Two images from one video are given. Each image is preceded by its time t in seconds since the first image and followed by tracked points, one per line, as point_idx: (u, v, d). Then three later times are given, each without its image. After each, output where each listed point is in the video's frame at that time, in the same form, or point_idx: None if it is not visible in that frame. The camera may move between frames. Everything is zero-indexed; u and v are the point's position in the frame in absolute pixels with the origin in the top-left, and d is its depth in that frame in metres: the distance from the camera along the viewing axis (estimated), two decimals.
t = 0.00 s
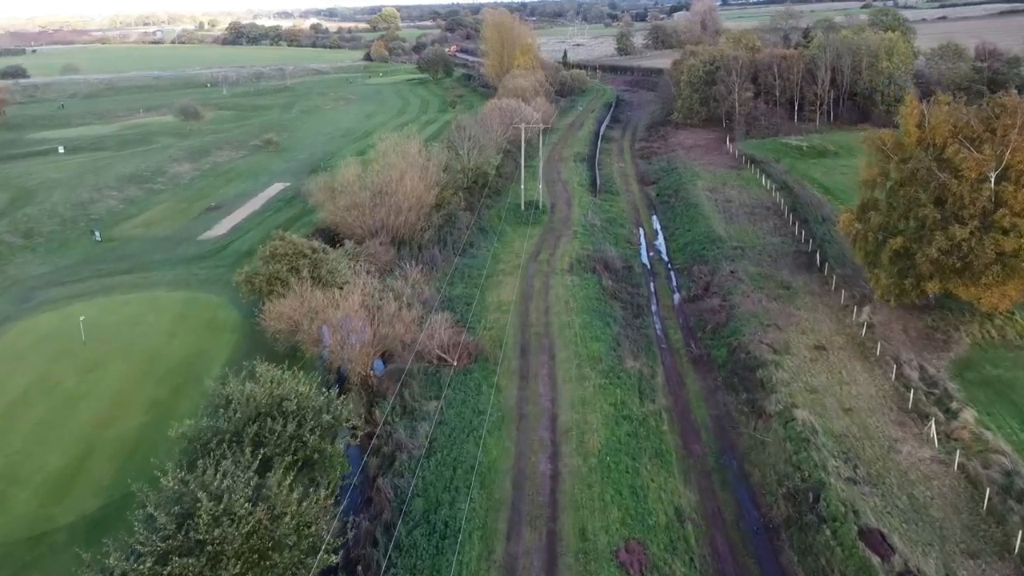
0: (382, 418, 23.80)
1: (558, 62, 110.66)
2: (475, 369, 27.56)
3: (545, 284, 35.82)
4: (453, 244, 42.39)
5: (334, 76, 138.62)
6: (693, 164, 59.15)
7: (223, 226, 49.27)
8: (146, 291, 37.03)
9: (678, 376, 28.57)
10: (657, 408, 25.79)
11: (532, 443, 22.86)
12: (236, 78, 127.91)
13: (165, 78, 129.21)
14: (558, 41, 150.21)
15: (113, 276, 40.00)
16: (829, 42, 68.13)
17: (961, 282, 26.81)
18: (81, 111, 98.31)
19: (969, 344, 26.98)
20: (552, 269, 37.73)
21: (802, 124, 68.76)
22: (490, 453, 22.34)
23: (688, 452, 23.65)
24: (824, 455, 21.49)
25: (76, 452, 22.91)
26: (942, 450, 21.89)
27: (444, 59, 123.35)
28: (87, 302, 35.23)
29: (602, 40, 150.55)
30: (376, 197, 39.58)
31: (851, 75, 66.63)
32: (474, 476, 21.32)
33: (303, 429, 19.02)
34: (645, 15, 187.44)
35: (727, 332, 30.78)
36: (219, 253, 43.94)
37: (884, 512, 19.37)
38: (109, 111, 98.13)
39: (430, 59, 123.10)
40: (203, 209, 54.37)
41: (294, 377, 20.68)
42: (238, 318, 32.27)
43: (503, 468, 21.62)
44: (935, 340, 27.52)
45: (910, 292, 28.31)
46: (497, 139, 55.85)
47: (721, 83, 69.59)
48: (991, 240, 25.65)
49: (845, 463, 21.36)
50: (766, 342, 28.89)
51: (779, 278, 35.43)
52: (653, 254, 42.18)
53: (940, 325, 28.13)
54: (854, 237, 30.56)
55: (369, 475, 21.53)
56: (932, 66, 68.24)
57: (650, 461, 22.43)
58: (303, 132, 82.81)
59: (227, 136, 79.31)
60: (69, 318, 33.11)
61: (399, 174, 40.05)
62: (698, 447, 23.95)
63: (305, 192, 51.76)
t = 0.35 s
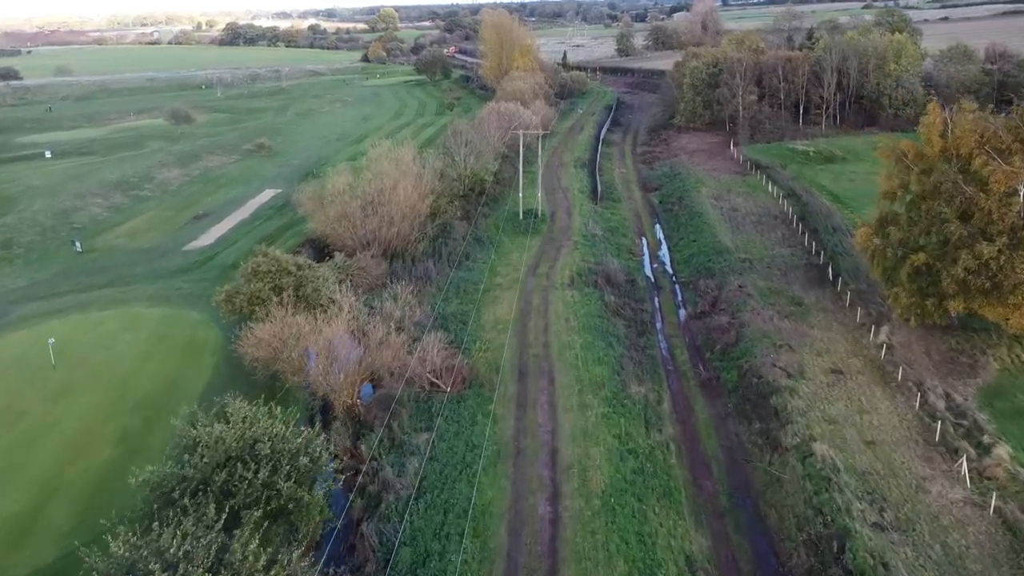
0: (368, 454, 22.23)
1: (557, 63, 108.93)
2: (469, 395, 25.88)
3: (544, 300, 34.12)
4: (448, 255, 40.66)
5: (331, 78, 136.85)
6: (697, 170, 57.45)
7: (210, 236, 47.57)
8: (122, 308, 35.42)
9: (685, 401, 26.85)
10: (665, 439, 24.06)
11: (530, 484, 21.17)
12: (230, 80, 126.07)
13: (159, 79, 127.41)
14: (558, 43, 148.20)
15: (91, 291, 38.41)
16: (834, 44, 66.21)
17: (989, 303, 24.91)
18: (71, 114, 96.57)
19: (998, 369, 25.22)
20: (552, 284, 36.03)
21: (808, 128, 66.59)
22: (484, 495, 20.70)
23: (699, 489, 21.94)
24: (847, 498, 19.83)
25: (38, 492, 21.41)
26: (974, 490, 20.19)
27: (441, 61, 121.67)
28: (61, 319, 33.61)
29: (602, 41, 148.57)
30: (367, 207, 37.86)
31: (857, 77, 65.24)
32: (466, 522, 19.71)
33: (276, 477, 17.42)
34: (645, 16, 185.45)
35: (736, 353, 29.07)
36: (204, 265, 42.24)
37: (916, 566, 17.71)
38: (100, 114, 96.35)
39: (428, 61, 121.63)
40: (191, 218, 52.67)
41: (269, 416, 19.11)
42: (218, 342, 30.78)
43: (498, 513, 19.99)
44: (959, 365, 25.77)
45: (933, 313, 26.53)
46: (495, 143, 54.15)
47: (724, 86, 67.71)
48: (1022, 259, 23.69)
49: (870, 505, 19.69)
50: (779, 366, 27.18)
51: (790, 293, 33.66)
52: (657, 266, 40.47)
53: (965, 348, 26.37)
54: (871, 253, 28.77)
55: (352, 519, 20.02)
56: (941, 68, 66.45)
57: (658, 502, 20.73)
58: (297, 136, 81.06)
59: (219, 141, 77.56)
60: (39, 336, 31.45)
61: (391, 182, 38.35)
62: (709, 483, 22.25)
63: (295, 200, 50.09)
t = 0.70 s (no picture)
0: (347, 492, 20.71)
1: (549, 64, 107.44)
2: (456, 423, 24.26)
3: (536, 315, 32.54)
4: (436, 266, 39.03)
5: (319, 79, 134.86)
6: (692, 175, 56.03)
7: (189, 247, 45.66)
8: (93, 325, 33.58)
9: (685, 427, 25.34)
10: (665, 471, 22.55)
11: (521, 525, 19.62)
12: (217, 81, 123.87)
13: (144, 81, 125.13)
14: (549, 43, 146.66)
15: (60, 307, 36.60)
16: (831, 45, 65.03)
17: (1008, 323, 23.40)
18: (51, 116, 94.34)
19: (1017, 392, 23.76)
20: (544, 298, 34.47)
21: (804, 131, 65.55)
22: (471, 540, 19.16)
23: (703, 527, 20.43)
24: (864, 540, 18.35)
25: None
26: (1000, 531, 18.73)
27: (431, 62, 120.00)
28: (26, 339, 31.83)
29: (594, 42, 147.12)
30: (350, 217, 36.12)
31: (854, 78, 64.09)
32: (451, 571, 18.18)
33: (239, 529, 15.80)
34: (635, 16, 184.20)
35: (738, 373, 27.58)
36: (182, 279, 40.39)
37: None
38: (81, 117, 94.09)
39: (418, 62, 119.98)
40: (170, 227, 50.74)
41: (233, 458, 17.43)
42: (190, 361, 28.93)
43: (485, 560, 18.47)
44: (975, 388, 24.30)
45: (947, 332, 25.03)
46: (485, 148, 52.55)
47: (720, 88, 66.44)
48: None
49: (889, 548, 18.23)
50: (784, 388, 25.69)
51: (793, 308, 32.20)
52: (653, 278, 38.97)
53: (982, 369, 24.89)
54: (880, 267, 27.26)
55: (328, 566, 18.44)
56: (939, 70, 65.15)
57: (658, 544, 19.25)
58: (282, 140, 79.07)
59: (202, 145, 75.51)
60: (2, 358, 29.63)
61: (376, 191, 36.68)
62: (714, 520, 20.75)
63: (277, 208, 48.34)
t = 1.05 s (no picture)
0: (320, 543, 18.84)
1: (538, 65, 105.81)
2: (440, 458, 22.48)
3: (526, 334, 30.82)
4: (421, 280, 37.21)
5: (306, 80, 132.60)
6: (686, 180, 54.51)
7: (163, 259, 43.63)
8: (56, 347, 31.61)
9: (685, 458, 23.74)
10: (666, 511, 20.97)
11: None
12: (201, 83, 121.34)
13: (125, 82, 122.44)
14: (538, 43, 145.05)
15: (22, 326, 34.51)
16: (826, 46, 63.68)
17: None
18: (27, 119, 91.65)
19: None
20: (534, 315, 32.75)
21: (799, 135, 64.14)
22: None
23: None
24: None
25: None
26: None
27: (419, 63, 118.22)
28: None
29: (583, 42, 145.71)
30: (330, 229, 34.16)
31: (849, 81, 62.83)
32: None
33: None
34: (624, 16, 183.01)
35: (740, 399, 25.97)
36: (154, 294, 38.35)
37: None
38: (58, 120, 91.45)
39: (406, 63, 118.17)
40: (144, 236, 48.63)
41: (189, 516, 15.59)
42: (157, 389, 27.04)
43: None
44: (995, 417, 22.80)
45: (965, 355, 23.46)
46: (473, 153, 50.77)
47: (713, 91, 64.87)
48: None
49: None
50: (791, 416, 24.11)
51: (796, 325, 30.62)
52: (648, 292, 37.35)
53: (1001, 396, 23.40)
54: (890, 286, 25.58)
55: None
56: (936, 72, 63.70)
57: None
58: (265, 144, 76.91)
59: (182, 149, 73.26)
60: None
61: (357, 202, 34.80)
62: (719, 567, 19.21)
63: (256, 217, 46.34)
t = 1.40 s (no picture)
0: None
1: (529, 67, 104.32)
2: (427, 496, 20.87)
3: (518, 353, 29.25)
4: (407, 293, 35.53)
5: (293, 82, 130.56)
6: (681, 186, 53.08)
7: (137, 272, 41.75)
8: (17, 371, 29.68)
9: (689, 492, 22.21)
10: (671, 553, 19.49)
11: None
12: (185, 85, 119.09)
13: (108, 85, 119.92)
14: (528, 44, 143.62)
15: None
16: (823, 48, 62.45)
17: None
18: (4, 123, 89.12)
19: None
20: (527, 332, 31.17)
21: (795, 138, 62.87)
22: None
23: None
24: None
25: None
26: None
27: (408, 65, 116.74)
28: None
29: (573, 44, 143.30)
30: (311, 241, 32.34)
31: (847, 83, 61.73)
32: None
33: None
34: (615, 16, 181.87)
35: (746, 423, 24.47)
36: (127, 311, 36.41)
37: None
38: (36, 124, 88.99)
39: (396, 65, 116.64)
40: (119, 247, 46.65)
41: None
42: (121, 420, 25.07)
43: None
44: (1019, 446, 21.45)
45: (985, 379, 22.05)
46: (462, 160, 49.09)
47: (708, 94, 63.53)
48: None
49: None
50: (802, 443, 22.62)
51: (801, 342, 29.18)
52: (644, 305, 35.86)
53: None
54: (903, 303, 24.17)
55: None
56: (933, 74, 62.58)
57: None
58: (249, 148, 74.91)
59: (162, 155, 71.18)
60: None
61: (340, 213, 33.04)
62: None
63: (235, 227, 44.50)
